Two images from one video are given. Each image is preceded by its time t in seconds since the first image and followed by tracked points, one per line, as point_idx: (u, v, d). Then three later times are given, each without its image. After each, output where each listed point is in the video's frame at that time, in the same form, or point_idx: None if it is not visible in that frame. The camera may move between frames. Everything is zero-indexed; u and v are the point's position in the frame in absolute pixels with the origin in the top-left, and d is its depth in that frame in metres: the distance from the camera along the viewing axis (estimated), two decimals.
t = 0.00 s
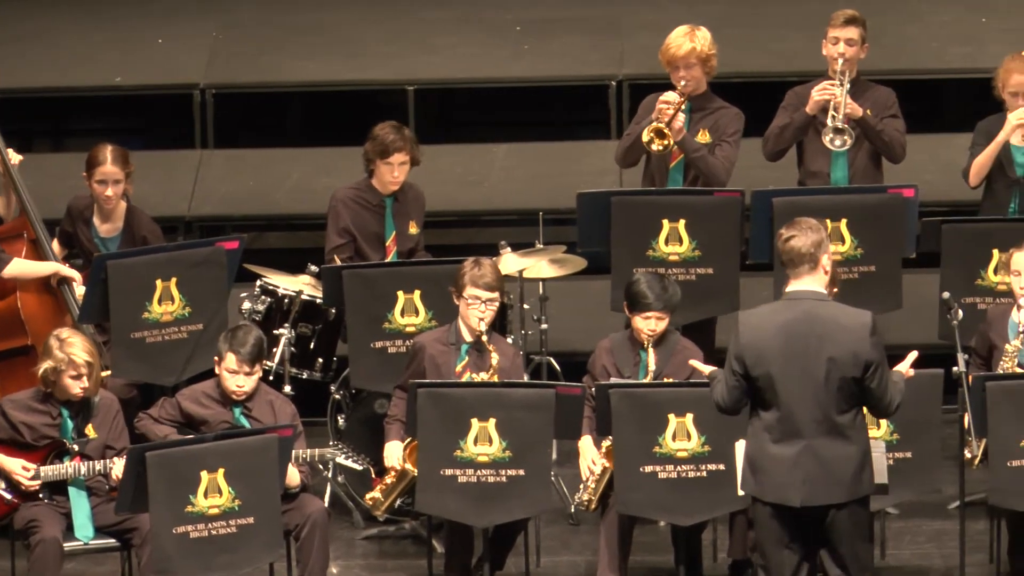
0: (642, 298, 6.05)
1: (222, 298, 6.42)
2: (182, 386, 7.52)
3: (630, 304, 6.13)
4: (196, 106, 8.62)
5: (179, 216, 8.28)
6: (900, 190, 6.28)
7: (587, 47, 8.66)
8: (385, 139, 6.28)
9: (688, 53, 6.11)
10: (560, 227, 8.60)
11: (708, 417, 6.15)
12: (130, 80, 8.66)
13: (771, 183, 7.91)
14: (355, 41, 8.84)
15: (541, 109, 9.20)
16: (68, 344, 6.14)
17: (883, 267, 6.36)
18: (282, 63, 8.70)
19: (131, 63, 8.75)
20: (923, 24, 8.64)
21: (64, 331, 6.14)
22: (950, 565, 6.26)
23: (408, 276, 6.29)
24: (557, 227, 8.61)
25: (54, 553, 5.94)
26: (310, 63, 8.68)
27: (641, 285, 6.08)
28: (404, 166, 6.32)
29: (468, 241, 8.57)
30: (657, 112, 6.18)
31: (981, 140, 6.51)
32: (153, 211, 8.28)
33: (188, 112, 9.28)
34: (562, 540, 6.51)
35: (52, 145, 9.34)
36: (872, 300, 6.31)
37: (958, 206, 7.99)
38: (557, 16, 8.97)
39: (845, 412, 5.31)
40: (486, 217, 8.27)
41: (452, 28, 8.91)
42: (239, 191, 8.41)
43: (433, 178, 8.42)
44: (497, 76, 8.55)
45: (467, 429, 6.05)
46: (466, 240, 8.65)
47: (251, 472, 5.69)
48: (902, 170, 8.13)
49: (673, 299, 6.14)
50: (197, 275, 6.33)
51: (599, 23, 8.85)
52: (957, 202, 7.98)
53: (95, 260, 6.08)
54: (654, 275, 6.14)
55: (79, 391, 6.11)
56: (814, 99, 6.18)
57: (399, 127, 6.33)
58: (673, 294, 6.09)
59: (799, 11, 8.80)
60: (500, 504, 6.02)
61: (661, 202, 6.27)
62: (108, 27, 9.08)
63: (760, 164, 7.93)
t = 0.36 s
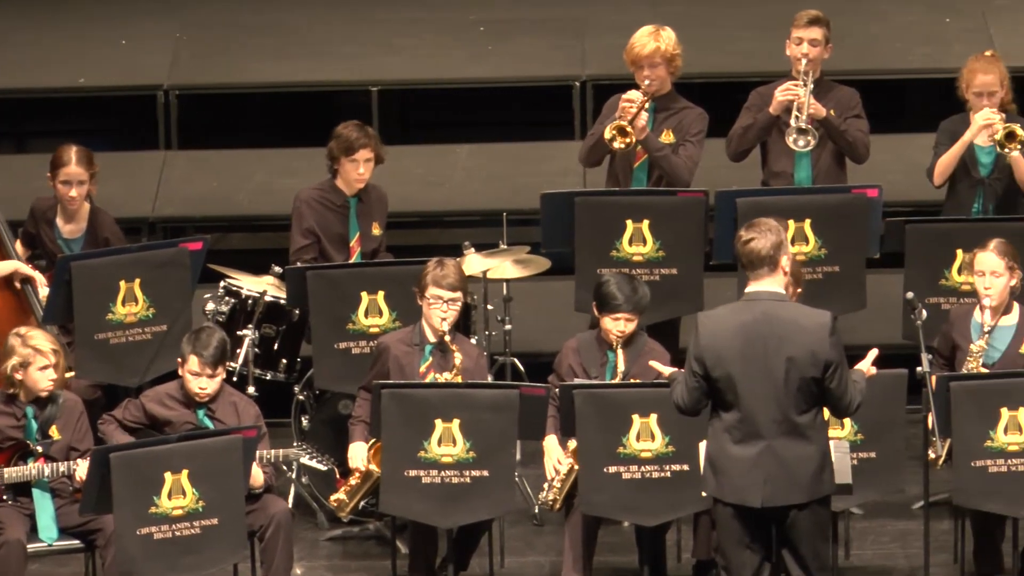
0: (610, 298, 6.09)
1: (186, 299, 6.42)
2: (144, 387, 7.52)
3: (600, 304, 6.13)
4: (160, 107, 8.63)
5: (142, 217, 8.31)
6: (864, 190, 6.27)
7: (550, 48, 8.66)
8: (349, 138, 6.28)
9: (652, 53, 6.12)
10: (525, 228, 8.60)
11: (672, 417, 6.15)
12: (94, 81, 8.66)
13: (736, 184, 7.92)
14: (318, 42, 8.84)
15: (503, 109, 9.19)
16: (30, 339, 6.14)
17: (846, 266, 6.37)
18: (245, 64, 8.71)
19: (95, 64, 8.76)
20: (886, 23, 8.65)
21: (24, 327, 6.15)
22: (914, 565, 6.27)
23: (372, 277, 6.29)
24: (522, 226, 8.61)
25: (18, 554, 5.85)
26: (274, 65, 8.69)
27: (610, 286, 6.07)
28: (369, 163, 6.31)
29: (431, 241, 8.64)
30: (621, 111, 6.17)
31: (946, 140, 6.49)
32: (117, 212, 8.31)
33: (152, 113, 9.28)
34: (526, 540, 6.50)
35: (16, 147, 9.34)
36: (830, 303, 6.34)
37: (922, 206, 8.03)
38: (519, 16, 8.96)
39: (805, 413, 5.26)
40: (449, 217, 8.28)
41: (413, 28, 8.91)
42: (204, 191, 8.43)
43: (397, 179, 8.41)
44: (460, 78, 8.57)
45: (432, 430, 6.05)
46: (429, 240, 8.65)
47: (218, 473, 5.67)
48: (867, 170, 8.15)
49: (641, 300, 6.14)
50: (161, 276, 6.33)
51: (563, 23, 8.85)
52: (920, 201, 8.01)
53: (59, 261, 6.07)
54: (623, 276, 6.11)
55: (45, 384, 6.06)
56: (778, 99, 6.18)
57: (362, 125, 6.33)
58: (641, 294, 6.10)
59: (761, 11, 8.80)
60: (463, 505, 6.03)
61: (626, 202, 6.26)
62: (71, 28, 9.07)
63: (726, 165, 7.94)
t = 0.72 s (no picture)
0: (570, 300, 6.04)
1: (143, 300, 6.42)
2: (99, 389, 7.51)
3: (558, 305, 6.10)
4: (117, 108, 8.61)
5: (99, 218, 8.32)
6: (822, 191, 6.28)
7: (507, 49, 8.67)
8: (306, 138, 6.26)
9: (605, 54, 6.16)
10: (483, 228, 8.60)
11: (630, 418, 6.15)
12: (52, 82, 8.63)
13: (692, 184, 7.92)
14: (276, 43, 8.83)
15: (459, 110, 9.19)
16: None
17: (804, 267, 6.37)
18: (202, 65, 8.69)
19: (52, 65, 8.72)
20: (843, 23, 8.66)
21: None
22: (872, 565, 6.27)
23: (330, 278, 6.30)
24: (480, 227, 8.60)
25: None
26: (231, 66, 8.68)
27: (569, 287, 6.04)
28: (327, 163, 6.30)
29: (388, 241, 8.65)
30: (575, 114, 6.22)
31: (902, 141, 6.46)
32: (75, 213, 8.31)
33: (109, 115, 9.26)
34: (484, 541, 6.49)
35: None
36: (788, 303, 6.35)
37: (881, 206, 8.06)
38: (474, 16, 8.97)
39: (764, 413, 5.24)
40: (405, 218, 8.28)
41: (367, 28, 8.92)
42: (162, 193, 8.46)
43: (354, 180, 8.40)
44: (416, 79, 8.56)
45: (390, 431, 6.05)
46: (386, 241, 8.68)
47: (178, 473, 5.61)
48: (825, 170, 8.19)
49: (602, 301, 6.10)
50: (118, 277, 6.33)
51: (520, 24, 8.86)
52: (879, 202, 8.04)
53: (16, 263, 6.08)
54: (583, 277, 6.10)
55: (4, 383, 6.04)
56: (735, 100, 6.18)
57: (319, 125, 6.31)
58: (602, 296, 6.07)
59: (718, 12, 8.81)
60: (420, 506, 6.03)
61: (584, 203, 6.26)
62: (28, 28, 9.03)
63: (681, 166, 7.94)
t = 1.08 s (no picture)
0: (531, 301, 6.03)
1: (102, 302, 6.40)
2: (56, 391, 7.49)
3: (520, 305, 6.08)
4: (75, 109, 8.62)
5: (59, 219, 8.33)
6: (781, 191, 6.29)
7: (466, 50, 8.68)
8: (265, 139, 6.28)
9: (559, 55, 6.27)
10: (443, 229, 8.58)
11: (589, 419, 6.15)
12: (10, 83, 8.63)
13: (651, 184, 7.96)
14: (233, 44, 8.83)
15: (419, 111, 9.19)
16: None
17: (763, 267, 6.36)
18: (160, 66, 8.70)
19: (11, 67, 8.72)
20: (800, 23, 8.68)
21: None
22: (832, 565, 6.26)
23: (289, 279, 6.30)
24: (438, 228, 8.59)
25: None
26: (188, 66, 8.68)
27: (530, 287, 6.02)
28: (285, 164, 6.32)
29: (346, 242, 8.69)
30: (532, 116, 6.27)
31: (861, 141, 6.52)
32: (34, 215, 8.32)
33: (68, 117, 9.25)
34: (443, 542, 6.47)
35: None
36: (748, 303, 6.35)
37: (839, 206, 8.13)
38: (430, 17, 8.98)
39: (726, 413, 5.21)
40: (365, 219, 8.28)
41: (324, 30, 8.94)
42: (121, 194, 8.46)
43: (311, 180, 8.42)
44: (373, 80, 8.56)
45: (349, 432, 6.04)
46: (343, 242, 8.69)
47: (136, 473, 5.54)
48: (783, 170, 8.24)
49: (563, 303, 6.11)
50: (77, 279, 6.32)
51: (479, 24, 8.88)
52: (838, 202, 8.11)
53: None
54: (544, 278, 6.08)
55: None
56: (694, 100, 6.18)
57: (277, 127, 6.34)
58: (563, 297, 6.07)
59: (675, 13, 8.82)
60: (379, 507, 6.02)
61: (543, 203, 6.26)
62: None
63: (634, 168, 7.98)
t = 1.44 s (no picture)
0: (493, 301, 5.99)
1: (63, 303, 6.41)
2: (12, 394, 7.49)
3: (481, 306, 6.03)
4: (35, 111, 8.64)
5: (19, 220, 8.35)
6: (741, 191, 6.30)
7: (426, 50, 8.71)
8: (225, 139, 6.30)
9: (518, 55, 6.31)
10: (402, 229, 8.58)
11: (550, 419, 6.16)
12: None
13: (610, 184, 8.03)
14: (192, 44, 8.84)
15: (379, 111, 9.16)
16: None
17: (724, 267, 6.37)
18: (120, 66, 8.72)
19: None
20: (758, 24, 8.73)
21: None
22: (792, 566, 6.27)
23: (249, 279, 6.31)
24: (397, 228, 8.59)
25: None
26: (148, 67, 8.70)
27: (491, 288, 5.99)
28: (245, 164, 6.34)
29: (306, 242, 8.68)
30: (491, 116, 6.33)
31: (821, 141, 6.53)
32: None
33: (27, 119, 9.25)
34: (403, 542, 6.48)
35: None
36: (709, 303, 6.36)
37: (799, 206, 8.20)
38: (391, 18, 9.01)
39: (689, 413, 5.19)
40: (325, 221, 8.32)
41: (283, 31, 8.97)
42: (81, 195, 8.49)
43: (272, 180, 8.44)
44: (329, 82, 8.62)
45: (309, 433, 6.04)
46: (302, 244, 8.69)
47: (99, 474, 5.48)
48: (744, 170, 8.28)
49: (523, 303, 6.07)
50: (38, 280, 6.32)
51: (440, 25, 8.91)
52: (797, 202, 8.17)
53: None
54: (505, 278, 6.06)
55: None
56: (653, 99, 6.20)
57: (237, 128, 6.36)
58: (525, 298, 6.04)
59: (636, 13, 8.85)
60: (339, 508, 6.02)
61: (503, 204, 6.26)
62: None
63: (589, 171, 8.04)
